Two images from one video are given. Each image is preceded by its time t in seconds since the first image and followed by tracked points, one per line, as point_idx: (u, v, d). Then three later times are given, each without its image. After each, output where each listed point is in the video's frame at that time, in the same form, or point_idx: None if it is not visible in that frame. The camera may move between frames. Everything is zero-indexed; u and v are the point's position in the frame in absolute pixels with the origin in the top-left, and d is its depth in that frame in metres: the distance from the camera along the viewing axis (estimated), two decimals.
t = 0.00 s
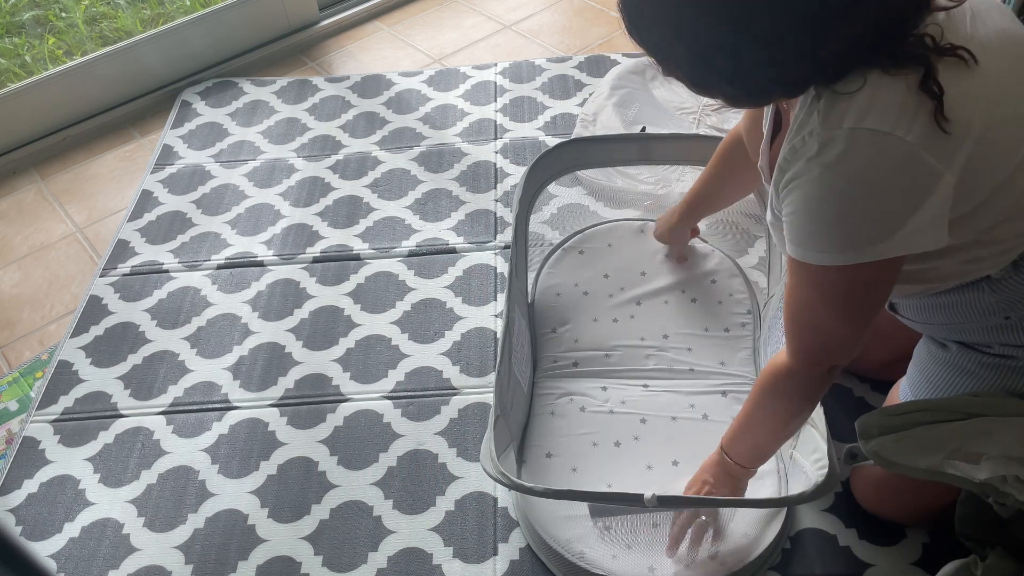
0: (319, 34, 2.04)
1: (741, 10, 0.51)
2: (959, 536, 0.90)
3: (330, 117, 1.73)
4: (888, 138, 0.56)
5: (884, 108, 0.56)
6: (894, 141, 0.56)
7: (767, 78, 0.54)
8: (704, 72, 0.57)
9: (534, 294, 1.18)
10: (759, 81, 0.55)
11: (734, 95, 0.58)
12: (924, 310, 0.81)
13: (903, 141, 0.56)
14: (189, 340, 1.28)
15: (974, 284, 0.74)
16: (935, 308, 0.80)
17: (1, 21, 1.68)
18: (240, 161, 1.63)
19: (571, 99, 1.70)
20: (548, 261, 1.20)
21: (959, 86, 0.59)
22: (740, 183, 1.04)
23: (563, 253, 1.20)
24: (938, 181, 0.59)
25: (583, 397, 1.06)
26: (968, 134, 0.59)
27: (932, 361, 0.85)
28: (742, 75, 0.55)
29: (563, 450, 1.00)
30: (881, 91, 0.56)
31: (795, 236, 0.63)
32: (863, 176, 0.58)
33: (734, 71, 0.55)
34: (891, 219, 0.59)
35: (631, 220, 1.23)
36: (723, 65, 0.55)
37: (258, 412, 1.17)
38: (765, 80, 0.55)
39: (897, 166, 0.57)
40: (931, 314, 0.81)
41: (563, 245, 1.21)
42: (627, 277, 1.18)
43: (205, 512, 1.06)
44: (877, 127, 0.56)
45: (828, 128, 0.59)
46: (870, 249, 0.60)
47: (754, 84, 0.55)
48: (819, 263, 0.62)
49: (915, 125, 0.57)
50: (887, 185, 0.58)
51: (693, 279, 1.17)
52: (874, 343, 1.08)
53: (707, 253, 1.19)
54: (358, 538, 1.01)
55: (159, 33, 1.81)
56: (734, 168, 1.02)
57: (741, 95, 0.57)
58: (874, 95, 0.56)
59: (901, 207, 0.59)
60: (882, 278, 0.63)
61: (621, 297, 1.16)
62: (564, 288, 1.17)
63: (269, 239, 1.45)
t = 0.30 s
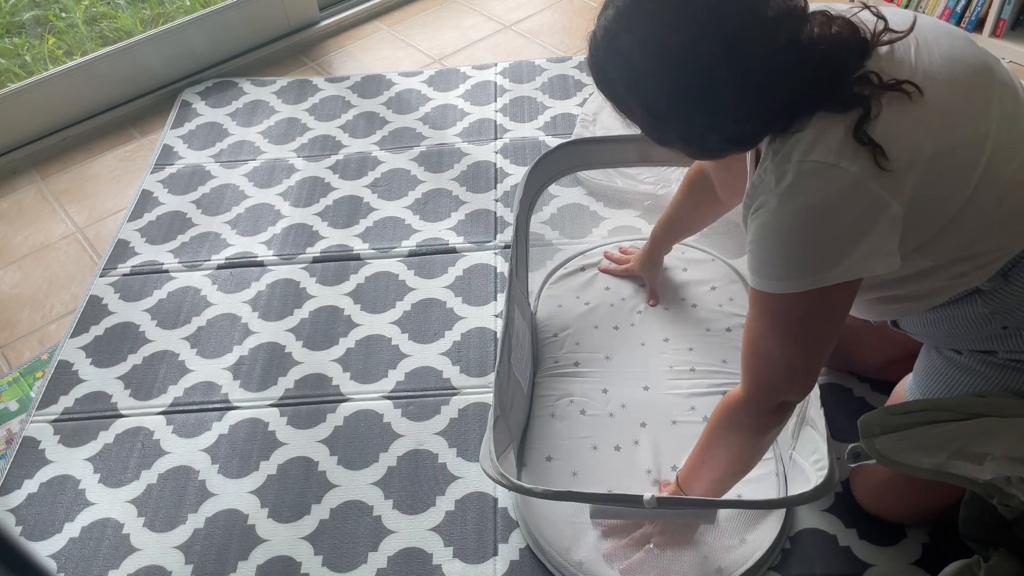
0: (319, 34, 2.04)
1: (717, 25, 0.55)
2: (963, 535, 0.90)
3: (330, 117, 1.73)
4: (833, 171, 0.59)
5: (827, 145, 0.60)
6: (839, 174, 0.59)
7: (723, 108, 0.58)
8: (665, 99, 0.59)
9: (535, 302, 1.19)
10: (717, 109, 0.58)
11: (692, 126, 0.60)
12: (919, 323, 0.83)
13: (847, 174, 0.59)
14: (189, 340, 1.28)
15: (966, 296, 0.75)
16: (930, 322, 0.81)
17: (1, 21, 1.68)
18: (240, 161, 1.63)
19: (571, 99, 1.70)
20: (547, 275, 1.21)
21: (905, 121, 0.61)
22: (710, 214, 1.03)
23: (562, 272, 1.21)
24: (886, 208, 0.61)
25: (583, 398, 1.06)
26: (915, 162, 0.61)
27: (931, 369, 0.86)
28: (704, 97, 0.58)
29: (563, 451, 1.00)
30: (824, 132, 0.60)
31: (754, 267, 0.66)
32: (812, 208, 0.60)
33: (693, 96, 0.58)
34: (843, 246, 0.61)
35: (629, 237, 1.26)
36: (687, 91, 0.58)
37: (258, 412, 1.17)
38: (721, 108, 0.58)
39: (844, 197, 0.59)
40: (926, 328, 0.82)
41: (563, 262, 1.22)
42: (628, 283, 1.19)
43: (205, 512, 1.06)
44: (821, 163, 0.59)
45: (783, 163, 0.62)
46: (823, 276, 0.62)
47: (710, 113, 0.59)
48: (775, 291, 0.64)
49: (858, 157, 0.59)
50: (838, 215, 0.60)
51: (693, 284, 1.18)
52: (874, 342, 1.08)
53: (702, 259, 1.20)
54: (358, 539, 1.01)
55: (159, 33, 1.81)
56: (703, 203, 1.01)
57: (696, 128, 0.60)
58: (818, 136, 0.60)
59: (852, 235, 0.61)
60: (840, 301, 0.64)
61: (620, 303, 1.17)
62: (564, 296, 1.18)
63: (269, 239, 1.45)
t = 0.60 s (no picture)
0: (319, 34, 2.04)
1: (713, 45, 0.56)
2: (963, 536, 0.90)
3: (330, 117, 1.73)
4: (811, 198, 0.60)
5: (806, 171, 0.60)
6: (816, 201, 0.60)
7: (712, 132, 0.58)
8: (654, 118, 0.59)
9: (535, 304, 1.19)
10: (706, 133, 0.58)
11: (681, 149, 0.60)
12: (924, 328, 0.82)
13: (824, 200, 0.60)
14: (189, 340, 1.28)
15: (965, 303, 0.75)
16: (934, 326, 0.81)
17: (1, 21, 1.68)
18: (240, 161, 1.63)
19: (571, 99, 1.70)
20: (547, 276, 1.21)
21: (885, 145, 0.61)
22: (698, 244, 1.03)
23: (561, 273, 1.21)
24: (863, 230, 0.62)
25: (581, 399, 1.06)
26: (895, 185, 0.62)
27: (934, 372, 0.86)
28: (695, 118, 0.58)
29: (562, 451, 1.00)
30: (804, 159, 0.61)
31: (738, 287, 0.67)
32: (792, 233, 0.61)
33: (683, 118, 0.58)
34: (822, 269, 0.62)
35: (630, 237, 1.25)
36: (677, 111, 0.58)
37: (258, 412, 1.17)
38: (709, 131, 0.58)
39: (821, 222, 0.61)
40: (927, 333, 0.82)
41: (562, 263, 1.22)
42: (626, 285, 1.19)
43: (205, 512, 1.06)
44: (800, 190, 0.60)
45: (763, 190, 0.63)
46: (803, 294, 0.63)
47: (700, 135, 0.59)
48: (754, 310, 0.66)
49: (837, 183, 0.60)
50: (816, 239, 0.61)
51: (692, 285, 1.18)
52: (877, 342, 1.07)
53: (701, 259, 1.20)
54: (358, 539, 1.01)
55: (158, 33, 1.81)
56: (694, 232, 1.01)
57: (685, 152, 0.60)
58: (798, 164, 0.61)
59: (831, 259, 0.62)
60: (812, 321, 0.66)
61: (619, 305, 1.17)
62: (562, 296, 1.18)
63: (269, 239, 1.45)
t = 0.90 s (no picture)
0: (319, 34, 2.04)
1: (715, 35, 0.56)
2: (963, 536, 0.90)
3: (330, 117, 1.73)
4: (823, 180, 0.60)
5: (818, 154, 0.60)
6: (828, 183, 0.60)
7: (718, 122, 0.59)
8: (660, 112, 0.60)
9: (535, 304, 1.19)
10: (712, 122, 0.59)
11: (689, 139, 0.61)
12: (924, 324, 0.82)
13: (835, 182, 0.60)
14: (189, 340, 1.28)
15: (967, 298, 0.75)
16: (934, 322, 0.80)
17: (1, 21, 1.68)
18: (240, 161, 1.63)
19: (571, 99, 1.70)
20: (548, 276, 1.21)
21: (896, 132, 0.61)
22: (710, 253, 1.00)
23: (561, 272, 1.21)
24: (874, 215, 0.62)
25: (581, 399, 1.06)
26: (904, 172, 0.62)
27: (935, 371, 0.86)
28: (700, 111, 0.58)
29: (562, 451, 1.00)
30: (816, 143, 0.61)
31: (745, 270, 0.67)
32: (803, 216, 0.61)
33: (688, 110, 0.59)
34: (832, 254, 0.62)
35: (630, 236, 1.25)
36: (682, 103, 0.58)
37: (258, 412, 1.17)
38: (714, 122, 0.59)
39: (832, 205, 0.61)
40: (929, 327, 0.82)
41: (562, 262, 1.22)
42: (627, 286, 1.19)
43: (205, 512, 1.06)
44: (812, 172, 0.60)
45: (772, 172, 0.63)
46: (810, 280, 0.63)
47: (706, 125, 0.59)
48: (764, 293, 0.66)
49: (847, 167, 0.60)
50: (827, 223, 0.61)
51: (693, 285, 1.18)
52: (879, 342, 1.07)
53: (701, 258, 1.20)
54: (358, 539, 1.01)
55: (158, 33, 1.81)
56: (713, 232, 0.97)
57: (692, 140, 0.61)
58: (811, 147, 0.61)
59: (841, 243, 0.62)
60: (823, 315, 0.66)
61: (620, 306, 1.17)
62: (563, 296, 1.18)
63: (269, 239, 1.45)
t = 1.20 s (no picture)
0: (319, 34, 2.04)
1: (729, 22, 0.55)
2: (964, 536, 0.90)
3: (330, 117, 1.73)
4: (835, 169, 0.60)
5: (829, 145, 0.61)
6: (841, 172, 0.60)
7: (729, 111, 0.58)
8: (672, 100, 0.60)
9: (535, 305, 1.19)
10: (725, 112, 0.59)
11: (697, 129, 0.61)
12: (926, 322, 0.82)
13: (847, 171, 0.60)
14: (189, 340, 1.28)
15: (970, 298, 0.75)
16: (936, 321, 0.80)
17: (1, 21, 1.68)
18: (240, 161, 1.63)
19: (571, 99, 1.70)
20: (548, 276, 1.21)
21: (909, 127, 0.62)
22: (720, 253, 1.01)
23: (562, 272, 1.20)
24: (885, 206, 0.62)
25: (581, 399, 1.06)
26: (916, 165, 0.62)
27: (936, 370, 0.86)
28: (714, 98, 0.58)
29: (563, 451, 1.00)
30: (828, 132, 0.61)
31: (754, 259, 0.66)
32: (815, 205, 0.61)
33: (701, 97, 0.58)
34: (843, 244, 0.62)
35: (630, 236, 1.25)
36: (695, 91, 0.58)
37: (258, 412, 1.17)
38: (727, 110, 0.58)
39: (843, 194, 0.60)
40: (932, 326, 0.81)
41: (563, 262, 1.22)
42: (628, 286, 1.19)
43: (205, 512, 1.06)
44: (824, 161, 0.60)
45: (783, 161, 0.63)
46: (820, 270, 0.63)
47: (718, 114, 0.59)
48: (770, 281, 0.65)
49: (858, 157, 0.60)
50: (837, 213, 0.61)
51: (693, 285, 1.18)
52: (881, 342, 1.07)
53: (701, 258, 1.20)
54: (358, 539, 1.01)
55: (158, 33, 1.81)
56: (720, 231, 0.98)
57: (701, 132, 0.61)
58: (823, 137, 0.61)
59: (853, 233, 0.62)
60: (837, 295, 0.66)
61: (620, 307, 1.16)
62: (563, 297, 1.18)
63: (269, 239, 1.45)
